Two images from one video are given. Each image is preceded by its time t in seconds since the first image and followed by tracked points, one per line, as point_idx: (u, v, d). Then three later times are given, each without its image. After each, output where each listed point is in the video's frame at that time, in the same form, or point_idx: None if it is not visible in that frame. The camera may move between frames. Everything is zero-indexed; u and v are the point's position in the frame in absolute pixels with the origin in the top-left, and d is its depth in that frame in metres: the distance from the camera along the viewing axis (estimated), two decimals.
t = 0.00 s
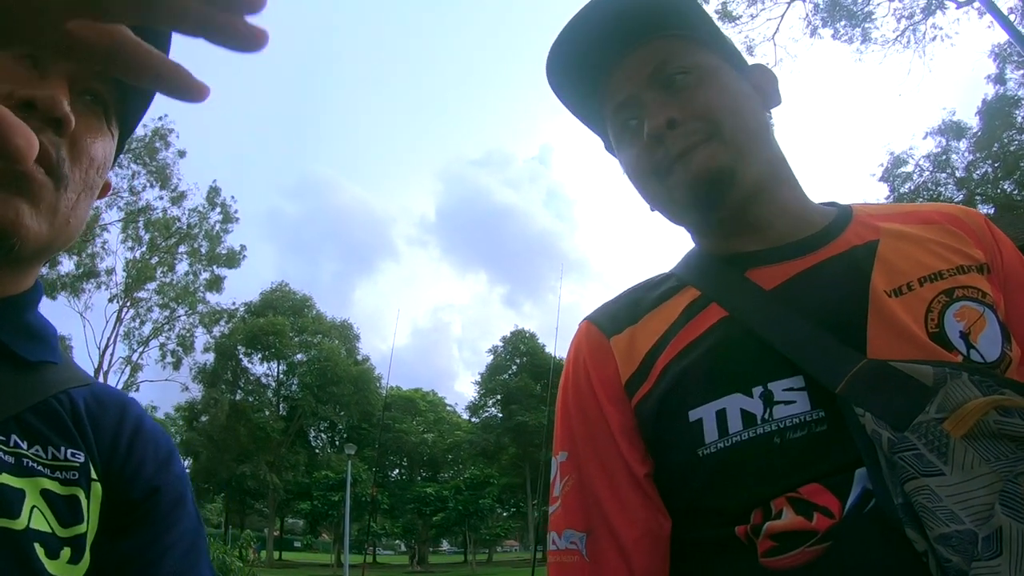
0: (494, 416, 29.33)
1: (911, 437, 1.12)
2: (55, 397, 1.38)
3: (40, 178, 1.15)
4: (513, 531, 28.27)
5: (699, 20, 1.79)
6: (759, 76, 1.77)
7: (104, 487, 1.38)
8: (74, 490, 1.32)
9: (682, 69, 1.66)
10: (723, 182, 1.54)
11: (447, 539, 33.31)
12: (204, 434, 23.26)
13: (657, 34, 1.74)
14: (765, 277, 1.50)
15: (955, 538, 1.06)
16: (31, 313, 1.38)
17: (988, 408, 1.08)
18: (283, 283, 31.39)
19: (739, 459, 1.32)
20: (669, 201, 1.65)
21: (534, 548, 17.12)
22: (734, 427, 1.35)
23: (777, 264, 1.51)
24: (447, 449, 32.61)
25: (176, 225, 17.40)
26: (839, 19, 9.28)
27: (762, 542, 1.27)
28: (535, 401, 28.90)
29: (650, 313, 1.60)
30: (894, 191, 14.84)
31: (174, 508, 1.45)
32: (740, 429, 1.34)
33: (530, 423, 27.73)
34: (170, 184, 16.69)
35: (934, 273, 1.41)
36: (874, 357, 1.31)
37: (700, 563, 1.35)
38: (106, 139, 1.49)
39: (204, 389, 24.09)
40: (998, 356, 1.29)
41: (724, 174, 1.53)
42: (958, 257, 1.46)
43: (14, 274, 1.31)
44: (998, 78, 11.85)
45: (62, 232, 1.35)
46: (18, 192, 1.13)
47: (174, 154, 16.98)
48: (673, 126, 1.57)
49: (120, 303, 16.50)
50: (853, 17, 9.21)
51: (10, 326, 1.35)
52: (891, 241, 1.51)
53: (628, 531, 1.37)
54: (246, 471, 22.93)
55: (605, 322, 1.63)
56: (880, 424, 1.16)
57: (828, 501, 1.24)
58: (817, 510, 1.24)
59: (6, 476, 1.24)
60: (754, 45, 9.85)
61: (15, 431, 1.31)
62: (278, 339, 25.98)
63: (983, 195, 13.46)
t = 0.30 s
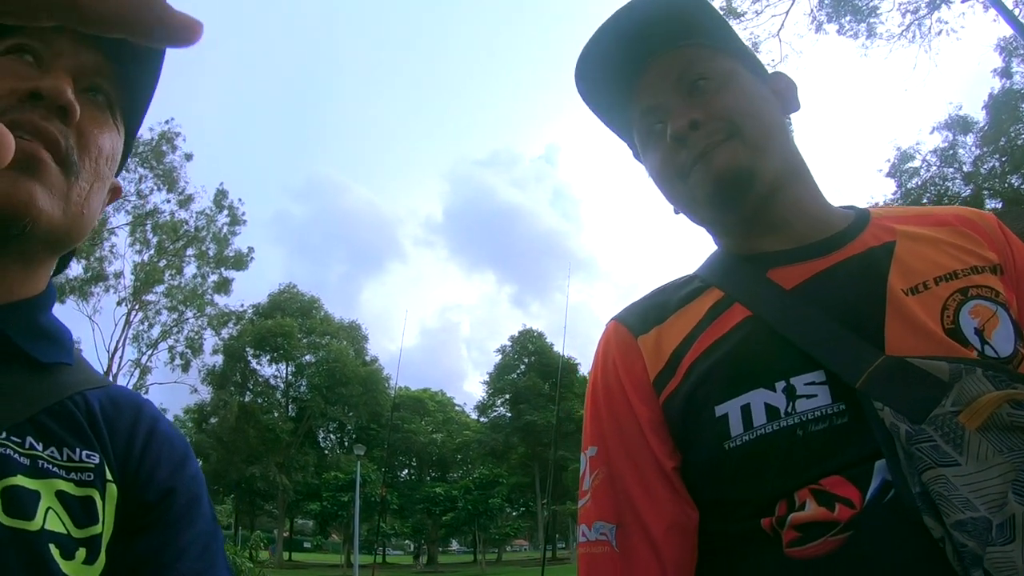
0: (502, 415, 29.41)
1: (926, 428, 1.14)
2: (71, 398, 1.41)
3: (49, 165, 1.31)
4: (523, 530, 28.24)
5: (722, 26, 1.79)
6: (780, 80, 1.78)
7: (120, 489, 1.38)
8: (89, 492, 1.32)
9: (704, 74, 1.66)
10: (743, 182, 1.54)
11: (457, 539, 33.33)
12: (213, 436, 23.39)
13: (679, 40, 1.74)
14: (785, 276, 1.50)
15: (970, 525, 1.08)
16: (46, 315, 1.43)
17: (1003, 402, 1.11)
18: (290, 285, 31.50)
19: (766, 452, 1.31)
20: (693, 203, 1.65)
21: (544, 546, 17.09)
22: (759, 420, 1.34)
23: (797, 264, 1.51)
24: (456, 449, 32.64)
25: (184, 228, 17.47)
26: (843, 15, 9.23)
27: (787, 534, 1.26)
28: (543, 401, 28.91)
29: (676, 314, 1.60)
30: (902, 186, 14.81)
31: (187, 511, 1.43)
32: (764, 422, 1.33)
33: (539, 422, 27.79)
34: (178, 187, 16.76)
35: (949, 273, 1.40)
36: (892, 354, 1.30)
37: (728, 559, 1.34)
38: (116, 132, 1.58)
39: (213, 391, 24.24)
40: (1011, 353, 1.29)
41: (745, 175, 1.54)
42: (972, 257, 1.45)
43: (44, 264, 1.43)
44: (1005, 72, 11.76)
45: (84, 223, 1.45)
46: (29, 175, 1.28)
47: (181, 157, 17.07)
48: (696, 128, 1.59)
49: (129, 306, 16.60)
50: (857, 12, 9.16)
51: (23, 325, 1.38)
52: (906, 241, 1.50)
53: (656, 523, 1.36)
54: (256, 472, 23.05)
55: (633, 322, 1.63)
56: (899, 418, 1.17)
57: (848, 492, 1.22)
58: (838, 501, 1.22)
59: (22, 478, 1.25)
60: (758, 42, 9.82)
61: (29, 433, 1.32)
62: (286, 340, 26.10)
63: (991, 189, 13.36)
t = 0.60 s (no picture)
0: (503, 415, 29.43)
1: (947, 441, 1.13)
2: (83, 411, 1.39)
3: (45, 184, 1.29)
4: (524, 530, 28.22)
5: (748, 44, 1.80)
6: (804, 100, 1.77)
7: (136, 500, 1.37)
8: (105, 501, 1.31)
9: (730, 87, 1.67)
10: (767, 191, 1.53)
11: (458, 538, 33.37)
12: (214, 435, 23.44)
13: (708, 53, 1.74)
14: (806, 292, 1.48)
15: (990, 533, 1.08)
16: (59, 329, 1.43)
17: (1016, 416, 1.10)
18: (291, 285, 31.52)
19: (799, 471, 1.29)
20: (715, 212, 1.64)
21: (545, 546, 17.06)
22: (785, 437, 1.32)
23: (820, 280, 1.49)
24: (457, 449, 32.62)
25: (185, 228, 17.46)
26: (845, 15, 9.22)
27: (815, 546, 1.25)
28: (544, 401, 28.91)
29: (703, 327, 1.56)
30: (902, 186, 14.89)
31: (202, 525, 1.42)
32: (789, 439, 1.32)
33: (540, 422, 27.81)
34: (178, 187, 16.77)
35: (963, 290, 1.39)
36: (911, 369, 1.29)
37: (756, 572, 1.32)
38: (130, 159, 1.57)
39: (214, 391, 24.30)
40: None
41: (770, 182, 1.53)
42: (990, 275, 1.43)
43: (50, 284, 1.42)
44: (1006, 72, 11.74)
45: (87, 244, 1.42)
46: (23, 196, 1.26)
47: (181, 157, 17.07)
48: (720, 136, 1.58)
49: (129, 306, 16.62)
50: (859, 12, 9.16)
51: (35, 341, 1.37)
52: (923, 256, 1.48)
53: (681, 531, 1.34)
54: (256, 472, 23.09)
55: (658, 336, 1.59)
56: (921, 431, 1.16)
57: (873, 504, 1.22)
58: (865, 514, 1.22)
59: (37, 487, 1.24)
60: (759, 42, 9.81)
61: (43, 443, 1.30)
62: (287, 340, 26.10)
63: (992, 189, 13.36)
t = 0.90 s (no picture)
0: (502, 413, 29.52)
1: (959, 474, 1.13)
2: (76, 407, 1.36)
3: (46, 211, 1.27)
4: (523, 527, 28.26)
5: (780, 48, 1.78)
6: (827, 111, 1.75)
7: (126, 497, 1.34)
8: (97, 500, 1.28)
9: (757, 89, 1.66)
10: (781, 196, 1.52)
11: (457, 535, 33.46)
12: (214, 433, 23.47)
13: (738, 50, 1.72)
14: (818, 315, 1.47)
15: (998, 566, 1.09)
16: (53, 329, 1.41)
17: None
18: (290, 282, 31.53)
19: (826, 504, 1.26)
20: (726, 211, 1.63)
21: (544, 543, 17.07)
22: (806, 470, 1.30)
23: (827, 300, 1.48)
24: (456, 446, 32.66)
25: (184, 224, 17.44)
26: (845, 13, 9.21)
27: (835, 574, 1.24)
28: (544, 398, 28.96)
29: (718, 348, 1.52)
30: (903, 185, 14.90)
31: (194, 525, 1.41)
32: (811, 471, 1.29)
33: (539, 420, 27.87)
34: (178, 184, 16.76)
35: (971, 311, 1.38)
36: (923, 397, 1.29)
37: None
38: (126, 166, 1.57)
39: (214, 387, 24.36)
40: None
41: (786, 186, 1.52)
42: (999, 289, 1.42)
43: (48, 295, 1.40)
44: (1006, 70, 11.72)
45: (81, 259, 1.41)
46: (24, 225, 1.24)
47: (181, 153, 17.05)
48: (740, 134, 1.58)
49: (129, 302, 16.62)
50: (859, 10, 9.15)
51: (28, 340, 1.35)
52: (932, 275, 1.47)
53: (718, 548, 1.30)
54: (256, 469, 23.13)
55: (673, 358, 1.54)
56: (935, 464, 1.15)
57: (886, 538, 1.22)
58: (878, 547, 1.22)
59: (27, 486, 1.20)
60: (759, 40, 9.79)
61: (34, 441, 1.27)
62: (286, 337, 26.12)
63: (992, 188, 13.37)
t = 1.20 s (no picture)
0: (502, 413, 29.55)
1: (955, 474, 1.18)
2: (78, 398, 1.33)
3: (57, 204, 1.22)
4: (522, 527, 28.24)
5: (777, 66, 1.74)
6: (825, 126, 1.71)
7: (132, 485, 1.31)
8: (103, 488, 1.25)
9: (757, 109, 1.62)
10: (784, 221, 1.49)
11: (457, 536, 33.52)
12: (213, 433, 23.52)
13: (736, 72, 1.68)
14: (819, 322, 1.47)
15: (995, 560, 1.14)
16: (55, 315, 1.38)
17: (1017, 446, 1.16)
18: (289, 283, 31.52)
19: (837, 504, 1.27)
20: (730, 233, 1.60)
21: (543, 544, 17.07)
22: (813, 472, 1.30)
23: (827, 311, 1.47)
24: (456, 446, 32.61)
25: (183, 225, 17.44)
26: (843, 13, 9.23)
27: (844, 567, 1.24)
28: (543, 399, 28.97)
29: (724, 357, 1.50)
30: (901, 184, 14.92)
31: (196, 510, 1.38)
32: (817, 474, 1.29)
33: (538, 420, 27.90)
34: (177, 184, 16.78)
35: (963, 316, 1.39)
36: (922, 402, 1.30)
37: None
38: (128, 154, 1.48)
39: (213, 388, 24.34)
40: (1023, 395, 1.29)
41: (788, 212, 1.49)
42: (992, 292, 1.43)
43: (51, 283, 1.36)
44: (1004, 69, 11.74)
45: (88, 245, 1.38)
46: (35, 217, 1.19)
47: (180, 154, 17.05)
48: (741, 160, 1.55)
49: (128, 303, 16.62)
50: (857, 10, 9.16)
51: (30, 327, 1.33)
52: (928, 278, 1.48)
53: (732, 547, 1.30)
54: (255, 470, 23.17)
55: (681, 363, 1.52)
56: (932, 465, 1.19)
57: (892, 529, 1.22)
58: (884, 539, 1.22)
59: (34, 475, 1.17)
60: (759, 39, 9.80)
61: (40, 430, 1.25)
62: (286, 338, 26.13)
63: (990, 187, 13.39)
